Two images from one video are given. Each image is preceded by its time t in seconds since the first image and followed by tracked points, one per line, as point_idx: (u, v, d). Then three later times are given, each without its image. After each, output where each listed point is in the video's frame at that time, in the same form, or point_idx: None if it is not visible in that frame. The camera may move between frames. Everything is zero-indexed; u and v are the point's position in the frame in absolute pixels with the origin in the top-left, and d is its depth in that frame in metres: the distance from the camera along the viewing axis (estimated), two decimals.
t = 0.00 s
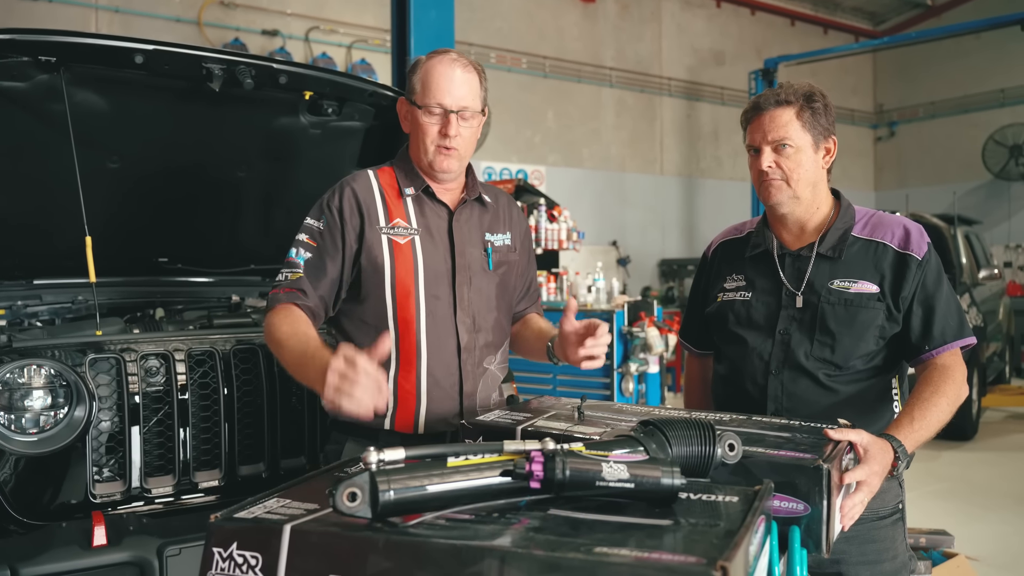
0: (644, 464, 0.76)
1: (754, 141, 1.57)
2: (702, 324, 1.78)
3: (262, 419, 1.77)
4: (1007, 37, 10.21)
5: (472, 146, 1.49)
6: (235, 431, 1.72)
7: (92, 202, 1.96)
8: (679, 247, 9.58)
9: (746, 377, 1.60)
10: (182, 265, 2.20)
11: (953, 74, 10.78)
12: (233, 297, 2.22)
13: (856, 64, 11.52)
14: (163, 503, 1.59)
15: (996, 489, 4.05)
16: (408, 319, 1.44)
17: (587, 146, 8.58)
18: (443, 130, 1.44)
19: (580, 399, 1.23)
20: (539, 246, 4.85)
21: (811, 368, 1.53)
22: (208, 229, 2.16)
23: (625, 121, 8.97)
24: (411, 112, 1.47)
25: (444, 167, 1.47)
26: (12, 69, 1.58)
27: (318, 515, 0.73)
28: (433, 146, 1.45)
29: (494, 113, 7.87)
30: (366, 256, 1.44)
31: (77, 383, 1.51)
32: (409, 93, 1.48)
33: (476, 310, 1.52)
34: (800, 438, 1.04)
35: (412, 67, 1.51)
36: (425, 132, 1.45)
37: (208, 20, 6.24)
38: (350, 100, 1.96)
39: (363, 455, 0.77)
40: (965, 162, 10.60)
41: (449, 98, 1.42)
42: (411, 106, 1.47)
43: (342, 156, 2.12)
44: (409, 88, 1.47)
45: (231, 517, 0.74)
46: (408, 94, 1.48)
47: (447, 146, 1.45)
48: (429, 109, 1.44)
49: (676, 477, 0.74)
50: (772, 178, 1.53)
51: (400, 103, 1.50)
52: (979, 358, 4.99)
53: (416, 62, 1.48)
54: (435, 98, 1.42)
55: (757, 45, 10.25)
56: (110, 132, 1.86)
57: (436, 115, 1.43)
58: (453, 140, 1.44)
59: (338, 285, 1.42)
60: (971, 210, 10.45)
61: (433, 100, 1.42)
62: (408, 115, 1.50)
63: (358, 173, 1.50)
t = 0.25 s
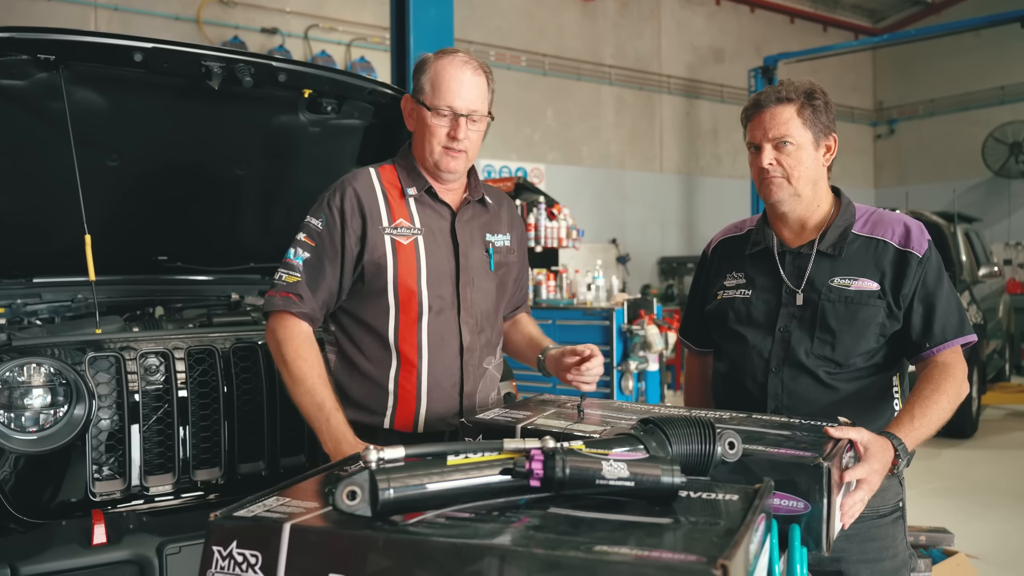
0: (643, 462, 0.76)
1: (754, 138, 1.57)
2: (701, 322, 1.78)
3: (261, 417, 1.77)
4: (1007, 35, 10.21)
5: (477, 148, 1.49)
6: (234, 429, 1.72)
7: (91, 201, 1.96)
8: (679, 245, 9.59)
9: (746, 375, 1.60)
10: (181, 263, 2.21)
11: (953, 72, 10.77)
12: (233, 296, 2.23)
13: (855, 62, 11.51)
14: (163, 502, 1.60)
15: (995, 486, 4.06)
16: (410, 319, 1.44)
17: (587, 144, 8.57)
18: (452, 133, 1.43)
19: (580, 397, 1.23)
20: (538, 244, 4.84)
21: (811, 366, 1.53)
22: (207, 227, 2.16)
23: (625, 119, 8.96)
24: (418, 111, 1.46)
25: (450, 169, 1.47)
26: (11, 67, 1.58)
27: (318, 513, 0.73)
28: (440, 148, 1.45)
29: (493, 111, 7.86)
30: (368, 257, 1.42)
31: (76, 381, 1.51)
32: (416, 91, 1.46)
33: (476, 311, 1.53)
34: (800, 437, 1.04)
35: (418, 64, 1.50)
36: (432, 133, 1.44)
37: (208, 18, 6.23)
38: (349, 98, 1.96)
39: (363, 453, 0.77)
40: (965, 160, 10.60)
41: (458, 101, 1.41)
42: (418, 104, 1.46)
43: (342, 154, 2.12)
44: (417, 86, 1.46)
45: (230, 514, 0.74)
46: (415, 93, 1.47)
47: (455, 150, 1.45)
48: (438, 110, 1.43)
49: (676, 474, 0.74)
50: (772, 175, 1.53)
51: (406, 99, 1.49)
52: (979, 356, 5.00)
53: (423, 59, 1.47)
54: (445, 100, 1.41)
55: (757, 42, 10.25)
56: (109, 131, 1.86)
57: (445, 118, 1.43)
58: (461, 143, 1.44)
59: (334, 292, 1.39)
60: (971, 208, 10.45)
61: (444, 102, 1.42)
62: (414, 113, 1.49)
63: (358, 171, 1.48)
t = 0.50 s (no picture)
0: (644, 462, 0.76)
1: (753, 139, 1.56)
2: (701, 321, 1.78)
3: (261, 416, 1.76)
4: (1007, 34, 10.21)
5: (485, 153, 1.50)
6: (235, 428, 1.72)
7: (92, 200, 1.96)
8: (679, 245, 9.58)
9: (747, 374, 1.60)
10: (182, 262, 2.20)
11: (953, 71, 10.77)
12: (233, 295, 2.22)
13: (856, 61, 11.51)
14: (164, 501, 1.60)
15: (996, 486, 4.05)
16: (411, 319, 1.44)
17: (587, 143, 8.57)
18: (463, 136, 1.44)
19: (580, 397, 1.23)
20: (538, 244, 4.84)
21: (812, 364, 1.52)
22: (207, 226, 2.15)
23: (625, 118, 8.96)
24: (428, 113, 1.46)
25: (458, 172, 1.47)
26: (11, 67, 1.58)
27: (318, 513, 0.73)
28: (450, 151, 1.45)
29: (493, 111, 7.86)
30: (371, 258, 1.42)
31: (77, 381, 1.51)
32: (426, 93, 1.46)
33: (477, 312, 1.53)
34: (801, 436, 1.03)
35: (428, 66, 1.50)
36: (443, 136, 1.44)
37: (208, 18, 6.23)
38: (349, 97, 1.96)
39: (363, 453, 0.77)
40: (966, 159, 10.59)
41: (470, 104, 1.42)
42: (428, 106, 1.46)
43: (342, 153, 2.12)
44: (427, 88, 1.46)
45: (230, 515, 0.73)
46: (425, 94, 1.47)
47: (465, 154, 1.45)
48: (449, 113, 1.43)
49: (676, 474, 0.74)
50: (772, 176, 1.52)
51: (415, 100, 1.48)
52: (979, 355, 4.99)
53: (432, 61, 1.47)
54: (457, 103, 1.42)
55: (757, 41, 10.24)
56: (109, 130, 1.85)
57: (457, 121, 1.43)
58: (471, 147, 1.45)
59: (337, 290, 1.40)
60: (971, 207, 10.44)
61: (456, 105, 1.42)
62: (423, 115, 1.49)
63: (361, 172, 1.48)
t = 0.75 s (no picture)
0: (644, 459, 0.75)
1: (753, 136, 1.56)
2: (701, 317, 1.78)
3: (261, 414, 1.77)
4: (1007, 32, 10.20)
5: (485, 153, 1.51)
6: (234, 426, 1.72)
7: (90, 198, 1.96)
8: (678, 242, 9.58)
9: (746, 370, 1.59)
10: (181, 260, 2.20)
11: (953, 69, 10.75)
12: (232, 293, 2.21)
13: (856, 59, 11.50)
14: (163, 499, 1.60)
15: (996, 483, 4.05)
16: (410, 314, 1.44)
17: (586, 141, 8.56)
18: (467, 134, 1.45)
19: (580, 394, 1.22)
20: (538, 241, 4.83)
21: (811, 360, 1.52)
22: (206, 224, 2.15)
23: (624, 116, 8.94)
24: (431, 110, 1.47)
25: (460, 170, 1.47)
26: (9, 64, 1.57)
27: (317, 511, 0.72)
28: (453, 148, 1.45)
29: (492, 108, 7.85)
30: (370, 254, 1.42)
31: (76, 378, 1.51)
32: (430, 91, 1.47)
33: (474, 307, 1.52)
34: (801, 433, 1.03)
35: (430, 65, 1.51)
36: (447, 133, 1.45)
37: (207, 15, 6.22)
38: (349, 94, 1.96)
39: (362, 450, 0.77)
40: (965, 156, 10.58)
41: (474, 102, 1.43)
42: (431, 103, 1.46)
43: (342, 150, 2.12)
44: (430, 85, 1.47)
45: (229, 512, 0.73)
46: (428, 92, 1.48)
47: (468, 151, 1.46)
48: (453, 110, 1.44)
49: (676, 471, 0.74)
50: (771, 173, 1.52)
51: (417, 98, 1.49)
52: (978, 352, 4.99)
53: (435, 60, 1.48)
54: (461, 101, 1.43)
55: (756, 39, 10.23)
56: (107, 127, 1.85)
57: (461, 119, 1.44)
58: (473, 145, 1.46)
59: (338, 283, 1.40)
60: (971, 205, 10.44)
61: (460, 102, 1.43)
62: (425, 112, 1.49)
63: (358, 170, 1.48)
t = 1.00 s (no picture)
0: (644, 456, 0.75)
1: (753, 132, 1.56)
2: (701, 314, 1.78)
3: (260, 412, 1.76)
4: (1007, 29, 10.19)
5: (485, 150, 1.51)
6: (234, 424, 1.72)
7: (89, 196, 1.95)
8: (678, 240, 9.58)
9: (746, 367, 1.59)
10: (180, 258, 2.20)
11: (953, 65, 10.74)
12: (232, 291, 2.21)
13: (855, 55, 11.49)
14: (163, 497, 1.59)
15: (996, 480, 4.06)
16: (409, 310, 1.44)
17: (586, 138, 8.55)
18: (469, 131, 1.45)
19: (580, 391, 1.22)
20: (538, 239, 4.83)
21: (811, 357, 1.52)
22: (206, 222, 2.15)
23: (624, 113, 8.94)
24: (432, 107, 1.46)
25: (460, 166, 1.47)
26: (7, 61, 1.57)
27: (316, 509, 0.72)
28: (453, 145, 1.45)
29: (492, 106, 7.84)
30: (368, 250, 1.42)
31: (74, 376, 1.50)
32: (432, 88, 1.47)
33: (473, 303, 1.52)
34: (801, 430, 1.03)
35: (431, 62, 1.50)
36: (447, 130, 1.44)
37: (205, 13, 6.21)
38: (347, 92, 1.95)
39: (361, 448, 0.77)
40: (965, 153, 10.57)
41: (476, 100, 1.44)
42: (433, 100, 1.46)
43: (341, 148, 2.12)
44: (432, 83, 1.46)
45: (228, 510, 0.73)
46: (429, 90, 1.47)
47: (469, 147, 1.46)
48: (455, 107, 1.44)
49: (676, 468, 0.74)
50: (770, 169, 1.52)
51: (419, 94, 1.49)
52: (978, 349, 4.98)
53: (437, 58, 1.48)
54: (463, 99, 1.43)
55: (756, 36, 10.22)
56: (105, 125, 1.85)
57: (462, 116, 1.44)
58: (474, 142, 1.46)
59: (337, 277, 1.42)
60: (971, 201, 10.43)
61: (463, 100, 1.43)
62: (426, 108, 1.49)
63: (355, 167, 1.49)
